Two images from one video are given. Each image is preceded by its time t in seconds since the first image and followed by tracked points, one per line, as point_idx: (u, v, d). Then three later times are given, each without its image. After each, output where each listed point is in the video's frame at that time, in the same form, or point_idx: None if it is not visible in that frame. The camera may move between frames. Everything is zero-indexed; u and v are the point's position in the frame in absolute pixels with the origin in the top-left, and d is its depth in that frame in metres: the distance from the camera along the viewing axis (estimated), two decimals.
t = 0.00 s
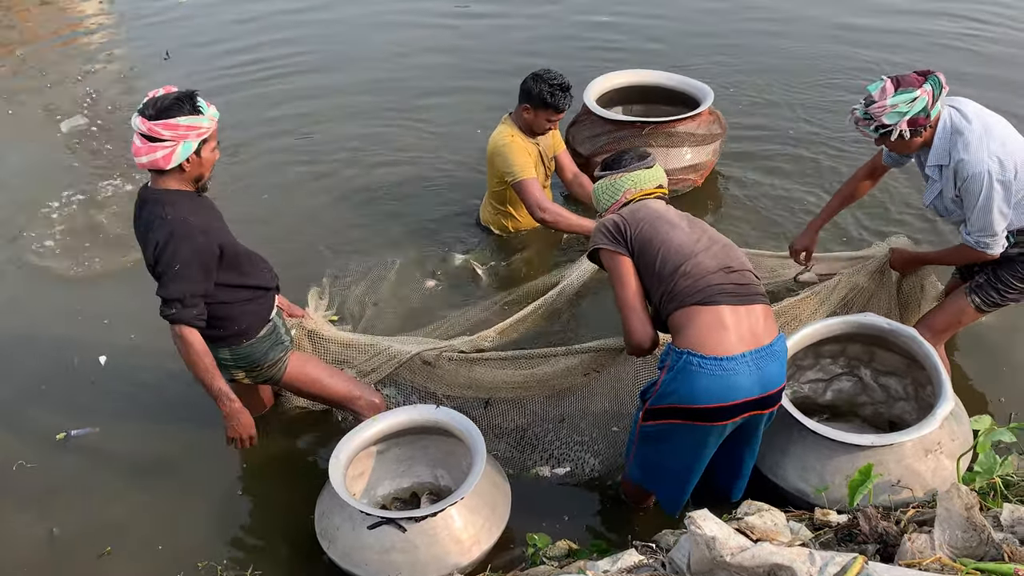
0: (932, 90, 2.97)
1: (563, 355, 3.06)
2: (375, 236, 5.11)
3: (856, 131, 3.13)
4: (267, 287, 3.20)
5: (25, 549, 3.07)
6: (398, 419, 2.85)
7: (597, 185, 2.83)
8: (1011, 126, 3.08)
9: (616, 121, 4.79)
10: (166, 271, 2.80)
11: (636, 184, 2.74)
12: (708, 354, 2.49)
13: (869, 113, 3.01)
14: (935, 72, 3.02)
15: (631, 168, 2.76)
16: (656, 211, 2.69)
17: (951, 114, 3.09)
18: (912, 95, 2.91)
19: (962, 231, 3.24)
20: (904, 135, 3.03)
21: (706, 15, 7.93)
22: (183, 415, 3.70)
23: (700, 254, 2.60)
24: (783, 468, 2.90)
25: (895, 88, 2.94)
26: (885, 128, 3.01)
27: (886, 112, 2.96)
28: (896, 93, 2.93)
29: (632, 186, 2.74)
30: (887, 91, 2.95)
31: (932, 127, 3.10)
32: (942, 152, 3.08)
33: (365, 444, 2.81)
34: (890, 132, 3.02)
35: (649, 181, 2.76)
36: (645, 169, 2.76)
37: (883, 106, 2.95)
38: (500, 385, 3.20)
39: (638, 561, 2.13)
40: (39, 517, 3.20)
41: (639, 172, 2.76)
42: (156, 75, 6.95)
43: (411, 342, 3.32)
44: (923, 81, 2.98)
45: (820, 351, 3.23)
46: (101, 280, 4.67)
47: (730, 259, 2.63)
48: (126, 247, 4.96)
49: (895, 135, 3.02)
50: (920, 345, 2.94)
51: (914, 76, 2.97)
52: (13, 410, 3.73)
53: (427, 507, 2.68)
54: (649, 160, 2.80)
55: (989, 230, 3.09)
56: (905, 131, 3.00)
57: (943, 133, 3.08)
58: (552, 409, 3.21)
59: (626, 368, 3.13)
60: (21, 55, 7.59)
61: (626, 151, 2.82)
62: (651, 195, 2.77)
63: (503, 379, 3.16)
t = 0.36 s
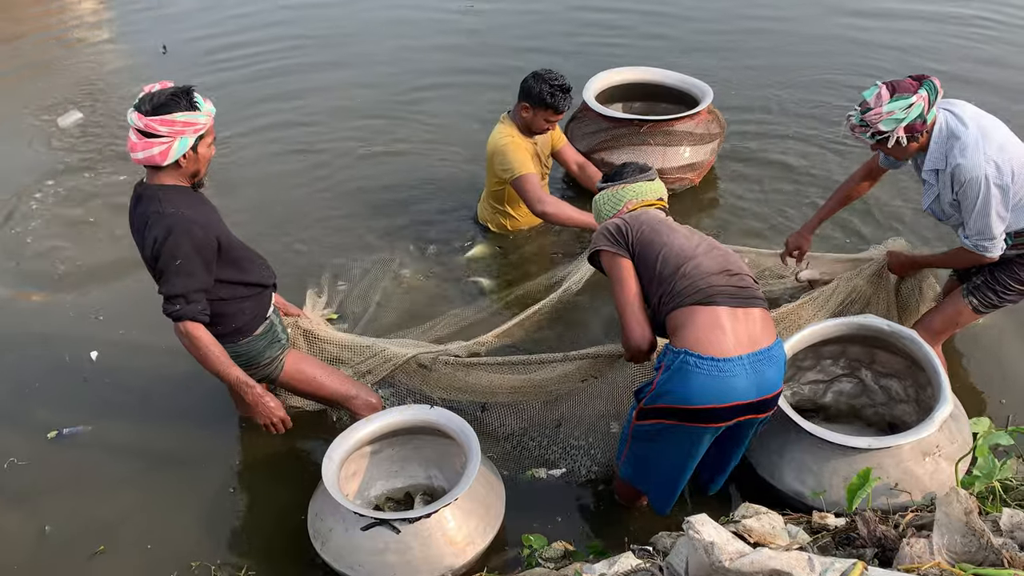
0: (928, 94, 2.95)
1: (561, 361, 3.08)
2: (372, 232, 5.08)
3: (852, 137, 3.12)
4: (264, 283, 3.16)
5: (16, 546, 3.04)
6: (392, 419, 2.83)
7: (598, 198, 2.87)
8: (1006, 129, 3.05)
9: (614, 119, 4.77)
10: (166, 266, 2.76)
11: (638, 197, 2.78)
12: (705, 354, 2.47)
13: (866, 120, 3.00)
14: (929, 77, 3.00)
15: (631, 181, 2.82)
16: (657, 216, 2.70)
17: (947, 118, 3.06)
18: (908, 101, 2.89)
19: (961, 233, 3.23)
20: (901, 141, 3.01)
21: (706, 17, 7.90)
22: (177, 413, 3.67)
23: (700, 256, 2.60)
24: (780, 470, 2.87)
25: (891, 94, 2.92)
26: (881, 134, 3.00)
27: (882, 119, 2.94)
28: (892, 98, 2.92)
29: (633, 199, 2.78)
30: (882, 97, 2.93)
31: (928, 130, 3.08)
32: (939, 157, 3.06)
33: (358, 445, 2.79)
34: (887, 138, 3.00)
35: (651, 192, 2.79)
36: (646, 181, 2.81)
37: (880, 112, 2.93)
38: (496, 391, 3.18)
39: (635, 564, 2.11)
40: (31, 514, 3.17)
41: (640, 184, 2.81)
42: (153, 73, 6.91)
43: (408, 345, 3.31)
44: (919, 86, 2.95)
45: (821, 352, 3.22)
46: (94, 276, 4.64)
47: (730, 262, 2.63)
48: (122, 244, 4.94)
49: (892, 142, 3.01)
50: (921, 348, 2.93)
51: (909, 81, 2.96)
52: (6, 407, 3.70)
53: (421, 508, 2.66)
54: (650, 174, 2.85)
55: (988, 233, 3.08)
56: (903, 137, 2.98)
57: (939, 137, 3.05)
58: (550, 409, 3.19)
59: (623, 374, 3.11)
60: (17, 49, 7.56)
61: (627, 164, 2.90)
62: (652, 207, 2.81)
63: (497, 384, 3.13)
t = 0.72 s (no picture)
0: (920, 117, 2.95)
1: (552, 373, 3.07)
2: (363, 239, 5.05)
3: (844, 159, 3.10)
4: (255, 300, 3.14)
5: None
6: (377, 437, 2.80)
7: (577, 200, 2.73)
8: (996, 151, 3.06)
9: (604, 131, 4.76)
10: (159, 281, 2.73)
11: (619, 199, 2.66)
12: (695, 376, 2.46)
13: (858, 142, 2.98)
14: (921, 100, 3.00)
15: (610, 182, 2.67)
16: (640, 227, 2.64)
17: (937, 141, 3.05)
18: (902, 125, 2.89)
19: (953, 254, 3.23)
20: (894, 164, 3.00)
21: (703, 25, 7.88)
22: (162, 427, 3.64)
23: (686, 274, 2.56)
24: (768, 491, 2.85)
25: (884, 118, 2.92)
26: (875, 157, 2.98)
27: (875, 142, 2.93)
28: (885, 121, 2.91)
29: (613, 202, 2.66)
30: (876, 120, 2.92)
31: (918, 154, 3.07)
32: (929, 180, 3.06)
33: (342, 463, 2.76)
34: (880, 160, 2.99)
35: (631, 194, 2.68)
36: (626, 182, 2.68)
37: (873, 136, 2.92)
38: (485, 404, 3.17)
39: None
40: (13, 531, 3.13)
41: (620, 186, 2.67)
42: (146, 77, 6.85)
43: (397, 360, 3.28)
44: (911, 110, 2.96)
45: (811, 371, 3.20)
46: (82, 287, 4.60)
47: (715, 278, 2.59)
48: (111, 253, 4.90)
49: (885, 165, 3.00)
50: (912, 371, 2.92)
51: (901, 105, 2.96)
52: None
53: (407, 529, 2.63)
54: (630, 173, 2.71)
55: (981, 255, 3.08)
56: (896, 160, 2.98)
57: (930, 161, 3.04)
58: (538, 428, 3.18)
59: (613, 390, 3.11)
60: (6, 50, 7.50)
61: (606, 162, 2.75)
62: (633, 209, 2.69)
63: (489, 398, 3.13)
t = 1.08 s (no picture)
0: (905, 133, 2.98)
1: (537, 396, 3.05)
2: (348, 247, 5.04)
3: (829, 170, 3.12)
4: (236, 315, 3.12)
5: None
6: (360, 451, 2.79)
7: (561, 237, 2.75)
8: (977, 165, 3.09)
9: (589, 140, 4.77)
10: (137, 295, 2.70)
11: (601, 236, 2.68)
12: (670, 395, 2.46)
13: (844, 153, 2.99)
14: (906, 115, 3.03)
15: (593, 221, 2.71)
16: (619, 256, 2.68)
17: (919, 156, 3.08)
18: (888, 137, 2.92)
19: (938, 268, 3.25)
20: (879, 177, 3.02)
21: (690, 30, 7.91)
22: (143, 438, 3.61)
23: (663, 298, 2.59)
24: (749, 503, 2.85)
25: (870, 130, 2.93)
26: (861, 169, 3.00)
27: (862, 153, 2.95)
28: (871, 133, 2.92)
29: (596, 238, 2.68)
30: (863, 132, 2.93)
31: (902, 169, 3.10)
32: (912, 195, 3.08)
33: (324, 478, 2.74)
34: (865, 172, 3.00)
35: (613, 231, 2.70)
36: (608, 220, 2.71)
37: (859, 147, 2.94)
38: (471, 424, 3.17)
39: None
40: None
41: (602, 224, 2.71)
42: (131, 82, 6.79)
43: (382, 377, 3.27)
44: (896, 125, 2.99)
45: (794, 383, 3.22)
46: (65, 296, 4.57)
47: (691, 303, 2.62)
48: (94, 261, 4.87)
49: (869, 177, 3.02)
50: (895, 387, 2.93)
51: (887, 118, 2.98)
52: None
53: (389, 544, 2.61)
54: (611, 212, 2.75)
55: (967, 268, 3.09)
56: (880, 173, 3.00)
57: (912, 175, 3.07)
58: (523, 443, 3.17)
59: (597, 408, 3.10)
60: None
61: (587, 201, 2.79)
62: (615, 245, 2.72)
63: (474, 418, 3.13)
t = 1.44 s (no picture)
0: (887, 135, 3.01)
1: (529, 394, 3.08)
2: (343, 249, 5.06)
3: (814, 178, 3.16)
4: (231, 321, 3.14)
5: None
6: (356, 455, 2.81)
7: (541, 225, 2.76)
8: (961, 164, 3.12)
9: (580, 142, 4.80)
10: (133, 304, 2.73)
11: (581, 222, 2.70)
12: (660, 385, 2.49)
13: (828, 160, 3.03)
14: (888, 117, 3.06)
15: (571, 208, 2.73)
16: (600, 248, 2.70)
17: (904, 158, 3.11)
18: (870, 142, 2.95)
19: (927, 266, 3.28)
20: (863, 181, 3.06)
21: (681, 26, 7.93)
22: (141, 445, 3.63)
23: (647, 288, 2.61)
24: (744, 501, 2.88)
25: (852, 136, 2.98)
26: (845, 175, 3.03)
27: (846, 159, 2.98)
28: (854, 138, 2.97)
29: (576, 225, 2.70)
30: (845, 137, 2.98)
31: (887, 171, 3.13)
32: (898, 196, 3.12)
33: (321, 481, 2.76)
34: (848, 178, 3.04)
35: (592, 217, 2.73)
36: (585, 208, 2.74)
37: (842, 153, 2.97)
38: (467, 422, 3.18)
39: None
40: None
41: (580, 211, 2.73)
42: (124, 89, 6.81)
43: (378, 379, 3.29)
44: (879, 128, 3.02)
45: (788, 382, 3.25)
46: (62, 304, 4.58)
47: (674, 290, 2.64)
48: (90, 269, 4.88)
49: (852, 184, 3.05)
50: (886, 383, 2.96)
51: (869, 122, 3.02)
52: None
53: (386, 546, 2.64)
54: (588, 198, 2.78)
55: (956, 267, 3.13)
56: (864, 177, 3.03)
57: (898, 177, 3.10)
58: (519, 444, 3.19)
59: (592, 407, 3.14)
60: None
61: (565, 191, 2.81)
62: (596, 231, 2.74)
63: (470, 417, 3.15)
